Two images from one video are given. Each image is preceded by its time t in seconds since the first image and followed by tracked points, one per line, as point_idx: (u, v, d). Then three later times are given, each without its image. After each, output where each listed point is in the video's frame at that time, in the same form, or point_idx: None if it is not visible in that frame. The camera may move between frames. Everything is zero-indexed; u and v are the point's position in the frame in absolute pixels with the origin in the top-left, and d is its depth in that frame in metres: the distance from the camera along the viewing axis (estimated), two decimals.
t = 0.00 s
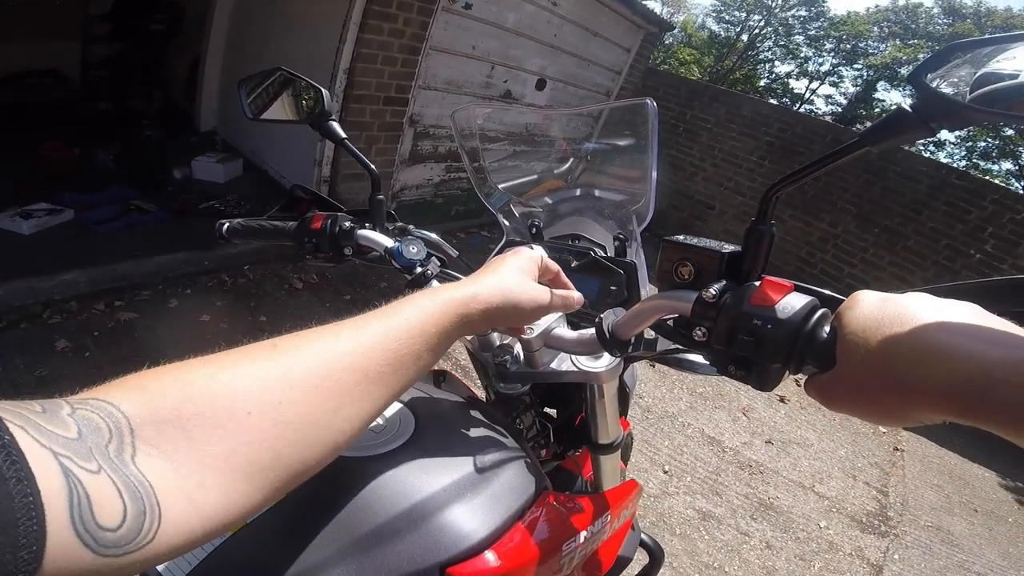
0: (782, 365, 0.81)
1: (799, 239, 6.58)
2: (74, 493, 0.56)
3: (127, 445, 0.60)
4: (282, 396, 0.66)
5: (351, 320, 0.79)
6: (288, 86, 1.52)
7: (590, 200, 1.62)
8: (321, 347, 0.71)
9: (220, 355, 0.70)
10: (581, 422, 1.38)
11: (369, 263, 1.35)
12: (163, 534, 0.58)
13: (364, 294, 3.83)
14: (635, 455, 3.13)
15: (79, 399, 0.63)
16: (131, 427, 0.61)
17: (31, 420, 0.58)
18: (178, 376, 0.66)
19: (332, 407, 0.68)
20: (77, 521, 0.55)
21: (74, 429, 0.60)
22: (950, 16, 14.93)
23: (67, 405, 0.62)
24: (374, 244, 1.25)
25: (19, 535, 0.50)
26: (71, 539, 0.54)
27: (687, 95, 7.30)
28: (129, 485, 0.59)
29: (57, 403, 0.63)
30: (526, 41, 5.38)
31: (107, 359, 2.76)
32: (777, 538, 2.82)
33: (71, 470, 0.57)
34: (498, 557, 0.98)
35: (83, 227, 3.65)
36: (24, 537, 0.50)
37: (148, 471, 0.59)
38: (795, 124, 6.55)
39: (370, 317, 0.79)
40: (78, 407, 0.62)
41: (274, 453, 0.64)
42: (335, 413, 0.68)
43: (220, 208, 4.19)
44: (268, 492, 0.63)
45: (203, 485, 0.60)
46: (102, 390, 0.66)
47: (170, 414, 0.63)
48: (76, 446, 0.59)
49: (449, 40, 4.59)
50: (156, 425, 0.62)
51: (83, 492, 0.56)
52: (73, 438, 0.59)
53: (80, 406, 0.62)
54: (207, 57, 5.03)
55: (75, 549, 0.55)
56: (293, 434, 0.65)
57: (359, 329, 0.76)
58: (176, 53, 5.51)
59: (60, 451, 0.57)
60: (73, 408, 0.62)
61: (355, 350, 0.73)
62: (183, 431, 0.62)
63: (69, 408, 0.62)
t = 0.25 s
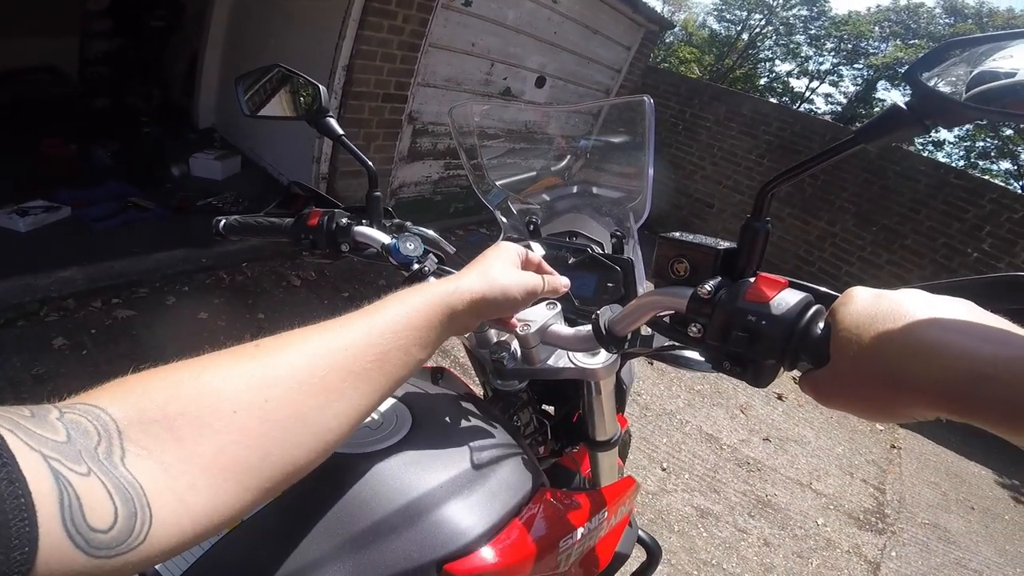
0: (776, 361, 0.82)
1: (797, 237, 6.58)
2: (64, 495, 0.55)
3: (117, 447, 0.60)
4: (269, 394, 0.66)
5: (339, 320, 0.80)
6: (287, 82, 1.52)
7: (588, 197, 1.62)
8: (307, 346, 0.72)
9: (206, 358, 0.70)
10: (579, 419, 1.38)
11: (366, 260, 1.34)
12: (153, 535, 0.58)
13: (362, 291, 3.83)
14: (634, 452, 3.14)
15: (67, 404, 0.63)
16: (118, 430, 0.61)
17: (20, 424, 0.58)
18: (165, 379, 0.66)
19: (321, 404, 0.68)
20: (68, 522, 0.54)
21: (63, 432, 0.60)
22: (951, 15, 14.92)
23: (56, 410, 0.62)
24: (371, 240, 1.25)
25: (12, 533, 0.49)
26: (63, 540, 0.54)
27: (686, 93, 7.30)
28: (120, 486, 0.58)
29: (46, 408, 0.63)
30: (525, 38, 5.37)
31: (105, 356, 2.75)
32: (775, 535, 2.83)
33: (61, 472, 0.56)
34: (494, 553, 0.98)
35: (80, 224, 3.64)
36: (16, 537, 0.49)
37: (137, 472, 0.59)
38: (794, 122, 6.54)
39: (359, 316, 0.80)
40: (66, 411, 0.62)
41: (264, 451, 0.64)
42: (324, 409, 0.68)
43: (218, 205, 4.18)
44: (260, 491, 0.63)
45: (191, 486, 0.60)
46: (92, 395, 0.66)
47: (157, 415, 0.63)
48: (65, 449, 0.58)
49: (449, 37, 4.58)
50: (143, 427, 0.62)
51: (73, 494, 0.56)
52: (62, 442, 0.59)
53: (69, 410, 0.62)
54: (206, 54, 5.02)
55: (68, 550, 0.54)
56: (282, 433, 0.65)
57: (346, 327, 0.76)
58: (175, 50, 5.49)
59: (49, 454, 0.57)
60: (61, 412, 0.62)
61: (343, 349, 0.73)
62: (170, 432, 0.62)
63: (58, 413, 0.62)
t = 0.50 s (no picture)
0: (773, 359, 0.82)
1: (796, 237, 6.58)
2: (126, 452, 0.56)
3: (185, 404, 0.61)
4: (339, 367, 0.67)
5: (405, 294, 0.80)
6: (289, 77, 1.52)
7: (587, 194, 1.62)
8: (377, 320, 0.73)
9: (280, 320, 0.71)
10: (576, 416, 1.38)
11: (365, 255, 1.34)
12: (209, 494, 0.60)
13: (360, 287, 3.83)
14: (630, 450, 3.14)
15: (143, 353, 0.64)
16: (191, 386, 0.62)
17: (94, 371, 0.59)
18: (241, 336, 0.67)
19: (383, 382, 0.69)
20: (126, 480, 0.55)
21: (133, 384, 0.61)
22: (954, 16, 14.89)
23: (129, 359, 0.63)
24: (371, 235, 1.25)
25: (62, 496, 0.50)
26: (116, 499, 0.55)
27: (687, 92, 7.29)
28: (181, 444, 0.60)
29: (119, 356, 0.64)
30: (526, 35, 5.36)
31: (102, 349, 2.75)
32: (769, 535, 2.84)
33: (126, 428, 0.57)
34: (490, 549, 0.98)
35: (79, 217, 3.63)
36: (67, 499, 0.50)
37: (203, 431, 0.61)
38: (795, 122, 6.54)
39: (417, 296, 0.80)
40: (139, 361, 0.63)
41: (322, 423, 0.65)
42: (385, 388, 0.69)
43: (217, 199, 4.18)
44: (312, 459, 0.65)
45: (254, 449, 0.61)
46: (162, 346, 0.67)
47: (230, 376, 0.64)
48: (133, 403, 0.59)
49: (450, 33, 4.57)
50: (216, 386, 0.63)
51: (135, 451, 0.57)
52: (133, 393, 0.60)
53: (142, 359, 0.63)
54: (207, 47, 5.01)
55: (120, 508, 0.55)
56: (343, 406, 0.66)
57: (412, 306, 0.77)
58: (176, 44, 5.48)
59: (118, 407, 0.58)
60: (134, 361, 0.63)
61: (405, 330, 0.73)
62: (241, 394, 0.63)
63: (131, 362, 0.63)
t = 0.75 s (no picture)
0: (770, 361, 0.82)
1: (796, 237, 6.58)
2: (165, 417, 0.54)
3: (234, 367, 0.60)
4: (384, 341, 0.67)
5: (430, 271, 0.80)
6: (289, 74, 1.51)
7: (587, 193, 1.62)
8: (417, 295, 0.73)
9: (325, 285, 0.70)
10: (573, 415, 1.38)
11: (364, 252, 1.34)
12: (246, 461, 0.59)
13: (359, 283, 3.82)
14: (628, 449, 3.14)
15: (195, 312, 0.63)
16: (241, 349, 0.62)
17: (141, 329, 0.58)
18: (289, 299, 0.66)
19: (418, 358, 0.70)
20: (162, 449, 0.54)
21: (182, 343, 0.60)
22: (957, 18, 14.88)
23: (180, 318, 0.62)
24: (370, 232, 1.24)
25: (91, 468, 0.47)
26: (148, 469, 0.52)
27: (688, 92, 7.29)
28: (224, 411, 0.58)
29: (169, 313, 0.63)
30: (529, 34, 5.35)
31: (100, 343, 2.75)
32: (765, 535, 2.84)
33: (168, 391, 0.55)
34: (485, 547, 0.98)
35: (79, 212, 3.63)
36: (95, 472, 0.47)
37: (249, 396, 0.60)
38: (796, 123, 6.53)
39: (449, 276, 0.81)
40: (192, 320, 0.62)
41: (362, 396, 0.65)
42: (420, 365, 0.70)
43: (217, 195, 4.17)
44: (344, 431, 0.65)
45: (297, 416, 0.61)
46: (212, 306, 0.66)
47: (280, 340, 0.63)
48: (178, 364, 0.58)
49: (452, 31, 4.57)
50: (266, 350, 0.62)
51: (174, 417, 0.55)
52: (180, 354, 0.59)
53: (194, 318, 0.63)
54: (209, 43, 5.00)
55: (152, 477, 0.53)
56: (385, 379, 0.66)
57: (447, 284, 0.77)
58: (178, 40, 5.48)
59: (161, 368, 0.56)
60: (187, 319, 0.62)
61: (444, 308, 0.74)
62: (289, 360, 0.62)
63: (182, 320, 0.62)
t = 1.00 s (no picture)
0: (776, 356, 0.82)
1: (796, 233, 6.58)
2: (172, 421, 0.54)
3: (245, 367, 0.60)
4: (393, 339, 0.67)
5: (433, 269, 0.81)
6: (291, 74, 1.51)
7: (589, 190, 1.62)
8: (423, 293, 0.73)
9: (331, 282, 0.70)
10: (577, 413, 1.38)
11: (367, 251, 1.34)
12: (258, 461, 0.59)
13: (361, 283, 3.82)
14: (630, 447, 3.15)
15: (204, 311, 0.63)
16: (251, 346, 0.61)
17: (148, 331, 0.58)
18: (299, 296, 0.66)
19: (424, 356, 0.70)
20: (170, 453, 0.54)
21: (191, 344, 0.60)
22: (955, 12, 14.89)
23: (189, 317, 0.62)
24: (373, 230, 1.24)
25: (96, 475, 0.47)
26: (157, 472, 0.53)
27: (687, 89, 7.29)
28: (234, 411, 0.59)
29: (177, 312, 0.63)
30: (527, 32, 5.35)
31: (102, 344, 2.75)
32: (768, 532, 2.84)
33: (176, 395, 0.55)
34: (492, 545, 0.99)
35: (80, 214, 3.63)
36: (100, 479, 0.47)
37: (260, 396, 0.59)
38: (795, 119, 6.53)
39: (450, 274, 0.81)
40: (201, 320, 0.62)
41: (371, 393, 0.65)
42: (426, 362, 0.71)
43: (218, 196, 4.18)
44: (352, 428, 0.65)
45: (309, 413, 0.61)
46: (221, 304, 0.66)
47: (289, 339, 0.63)
48: (187, 366, 0.58)
49: (450, 30, 4.56)
50: (276, 347, 0.62)
51: (182, 420, 0.55)
52: (188, 355, 0.59)
53: (203, 318, 0.63)
54: (207, 43, 4.99)
55: (161, 480, 0.53)
56: (393, 377, 0.67)
57: (452, 282, 0.78)
58: (176, 41, 5.47)
59: (168, 371, 0.56)
60: (195, 320, 0.62)
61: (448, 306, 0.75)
62: (301, 358, 0.62)
63: (191, 321, 0.62)
